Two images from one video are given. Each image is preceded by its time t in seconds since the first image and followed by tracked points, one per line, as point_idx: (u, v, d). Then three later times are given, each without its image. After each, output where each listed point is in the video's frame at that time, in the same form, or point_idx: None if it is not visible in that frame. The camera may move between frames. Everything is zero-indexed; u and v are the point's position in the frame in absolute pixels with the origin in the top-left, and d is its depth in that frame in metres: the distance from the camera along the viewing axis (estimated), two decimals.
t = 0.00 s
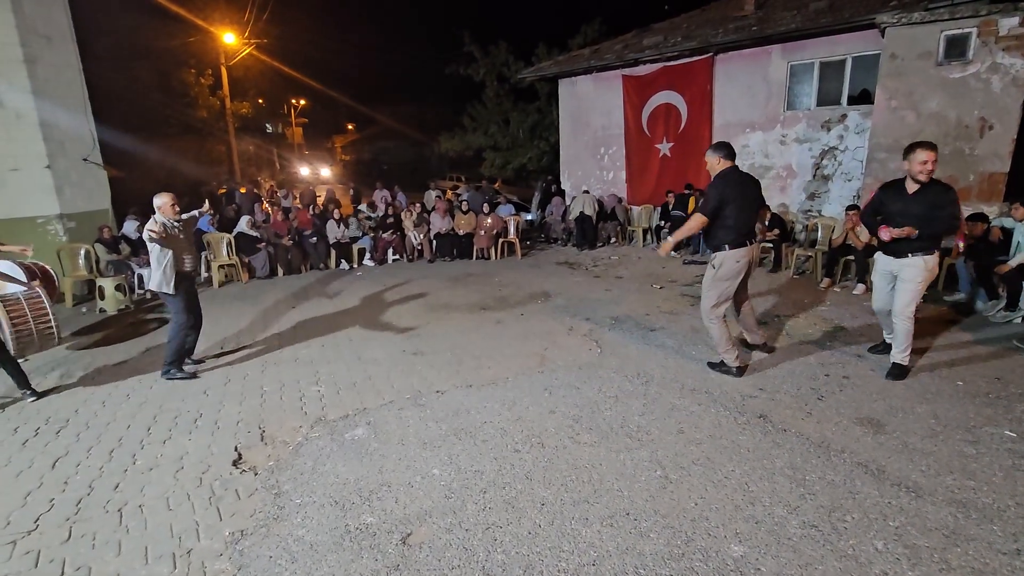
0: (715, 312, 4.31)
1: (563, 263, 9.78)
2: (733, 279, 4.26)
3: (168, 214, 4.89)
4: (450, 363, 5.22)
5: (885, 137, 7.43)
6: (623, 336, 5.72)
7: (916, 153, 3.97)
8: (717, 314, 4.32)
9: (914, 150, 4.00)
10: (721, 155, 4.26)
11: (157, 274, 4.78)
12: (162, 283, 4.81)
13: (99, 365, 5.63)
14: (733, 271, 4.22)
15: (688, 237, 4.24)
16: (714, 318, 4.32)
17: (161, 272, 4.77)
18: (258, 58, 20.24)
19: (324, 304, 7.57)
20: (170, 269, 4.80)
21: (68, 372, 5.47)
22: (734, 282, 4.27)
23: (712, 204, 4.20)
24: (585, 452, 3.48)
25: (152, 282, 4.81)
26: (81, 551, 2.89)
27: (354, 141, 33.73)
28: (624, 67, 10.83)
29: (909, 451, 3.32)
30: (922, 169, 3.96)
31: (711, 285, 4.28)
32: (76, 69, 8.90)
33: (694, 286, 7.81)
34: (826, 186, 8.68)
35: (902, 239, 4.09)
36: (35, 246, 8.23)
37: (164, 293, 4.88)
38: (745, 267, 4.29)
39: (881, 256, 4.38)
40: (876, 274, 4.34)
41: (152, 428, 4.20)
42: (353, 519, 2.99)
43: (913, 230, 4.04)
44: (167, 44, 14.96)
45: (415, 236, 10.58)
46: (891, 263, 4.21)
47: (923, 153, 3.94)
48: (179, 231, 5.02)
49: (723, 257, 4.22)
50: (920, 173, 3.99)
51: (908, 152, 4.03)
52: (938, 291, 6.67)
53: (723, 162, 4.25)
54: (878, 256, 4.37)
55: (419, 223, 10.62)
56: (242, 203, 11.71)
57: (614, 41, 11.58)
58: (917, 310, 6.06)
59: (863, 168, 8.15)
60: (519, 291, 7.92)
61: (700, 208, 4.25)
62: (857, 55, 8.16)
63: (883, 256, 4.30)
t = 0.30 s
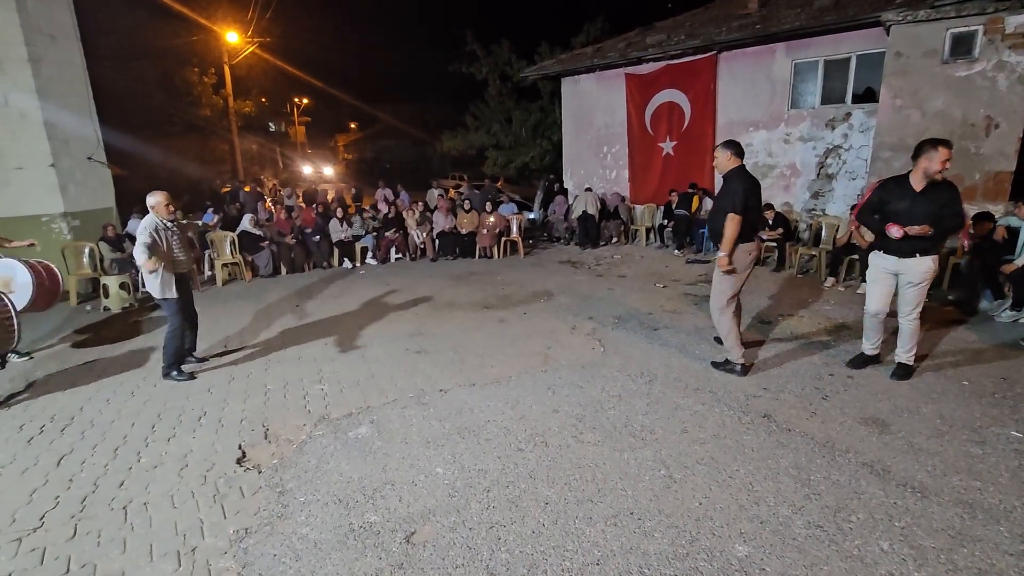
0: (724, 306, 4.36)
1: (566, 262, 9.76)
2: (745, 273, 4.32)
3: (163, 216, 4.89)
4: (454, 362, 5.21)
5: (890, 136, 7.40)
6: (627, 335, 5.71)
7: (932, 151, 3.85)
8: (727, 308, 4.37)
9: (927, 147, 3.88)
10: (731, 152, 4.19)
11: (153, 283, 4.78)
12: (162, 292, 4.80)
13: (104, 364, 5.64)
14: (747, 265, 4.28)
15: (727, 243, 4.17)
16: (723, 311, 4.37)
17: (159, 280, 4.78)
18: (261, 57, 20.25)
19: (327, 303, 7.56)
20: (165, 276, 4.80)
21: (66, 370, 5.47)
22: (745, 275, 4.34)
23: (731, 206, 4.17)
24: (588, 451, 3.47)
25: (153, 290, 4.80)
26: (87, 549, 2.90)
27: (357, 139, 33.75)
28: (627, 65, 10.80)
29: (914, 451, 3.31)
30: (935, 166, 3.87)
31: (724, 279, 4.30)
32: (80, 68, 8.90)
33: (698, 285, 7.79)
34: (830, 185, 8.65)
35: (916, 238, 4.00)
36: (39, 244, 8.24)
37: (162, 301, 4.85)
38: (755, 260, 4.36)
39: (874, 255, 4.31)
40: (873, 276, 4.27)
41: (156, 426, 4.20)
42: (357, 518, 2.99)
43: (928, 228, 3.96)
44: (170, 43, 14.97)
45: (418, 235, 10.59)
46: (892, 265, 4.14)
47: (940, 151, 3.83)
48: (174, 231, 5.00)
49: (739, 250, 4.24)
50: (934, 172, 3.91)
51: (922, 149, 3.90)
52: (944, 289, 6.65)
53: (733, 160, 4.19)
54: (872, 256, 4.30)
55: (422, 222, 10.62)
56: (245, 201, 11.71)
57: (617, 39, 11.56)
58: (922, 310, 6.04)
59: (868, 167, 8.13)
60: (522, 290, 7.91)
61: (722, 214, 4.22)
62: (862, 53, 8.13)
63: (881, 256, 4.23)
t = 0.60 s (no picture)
0: (729, 295, 4.45)
1: (570, 260, 9.73)
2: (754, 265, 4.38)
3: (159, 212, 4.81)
4: (457, 360, 5.21)
5: (896, 134, 7.36)
6: (630, 333, 5.69)
7: (923, 152, 3.74)
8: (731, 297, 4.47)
9: (916, 148, 3.77)
10: (738, 146, 4.31)
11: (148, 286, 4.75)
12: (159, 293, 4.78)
13: (109, 361, 5.64)
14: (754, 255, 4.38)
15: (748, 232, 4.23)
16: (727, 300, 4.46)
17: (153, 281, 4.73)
18: (265, 55, 20.25)
19: (330, 301, 7.56)
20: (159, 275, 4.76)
21: (72, 367, 5.49)
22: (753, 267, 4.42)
23: (745, 195, 4.27)
24: (592, 450, 3.46)
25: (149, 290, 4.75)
26: (92, 545, 2.91)
27: (361, 137, 33.77)
28: (631, 63, 10.76)
29: (920, 451, 3.30)
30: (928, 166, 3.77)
31: (731, 269, 4.36)
32: (85, 65, 8.90)
33: (702, 283, 7.76)
34: (834, 184, 8.61)
35: (921, 239, 3.85)
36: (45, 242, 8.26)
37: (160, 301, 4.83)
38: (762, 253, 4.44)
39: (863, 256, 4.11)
40: (865, 280, 4.06)
41: (161, 423, 4.21)
42: (361, 516, 2.99)
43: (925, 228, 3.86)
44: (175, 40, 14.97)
45: (421, 233, 10.60)
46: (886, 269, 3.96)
47: (932, 152, 3.73)
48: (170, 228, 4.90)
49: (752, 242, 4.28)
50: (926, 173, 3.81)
51: (912, 150, 3.79)
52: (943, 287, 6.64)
53: (741, 155, 4.32)
54: (862, 258, 4.10)
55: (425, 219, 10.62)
56: (249, 199, 11.72)
57: (622, 37, 11.52)
58: (927, 309, 6.01)
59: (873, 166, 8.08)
60: (525, 288, 7.90)
61: (738, 205, 4.30)
62: (868, 50, 8.09)
63: (873, 257, 4.03)
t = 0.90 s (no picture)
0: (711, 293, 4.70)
1: (572, 258, 9.71)
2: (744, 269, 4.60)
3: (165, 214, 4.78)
4: (460, 358, 5.20)
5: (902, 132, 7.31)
6: (633, 332, 5.67)
7: (912, 148, 3.68)
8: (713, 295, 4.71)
9: (905, 144, 3.70)
10: (737, 150, 4.43)
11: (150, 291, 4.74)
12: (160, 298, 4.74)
13: (113, 358, 5.65)
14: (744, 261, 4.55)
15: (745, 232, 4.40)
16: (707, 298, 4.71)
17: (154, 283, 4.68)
18: (269, 53, 20.24)
19: (333, 299, 7.56)
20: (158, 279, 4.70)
21: (76, 364, 5.48)
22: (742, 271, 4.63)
23: (745, 196, 4.43)
24: (595, 449, 3.45)
25: (151, 293, 4.70)
26: (95, 542, 2.91)
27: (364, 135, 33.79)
28: (635, 61, 10.72)
29: (924, 451, 3.28)
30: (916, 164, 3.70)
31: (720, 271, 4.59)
32: (89, 62, 8.90)
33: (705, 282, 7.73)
34: (839, 182, 8.57)
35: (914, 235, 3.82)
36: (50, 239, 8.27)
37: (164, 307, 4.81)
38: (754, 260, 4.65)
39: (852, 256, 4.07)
40: (856, 278, 4.03)
41: (164, 420, 4.22)
42: (363, 514, 2.99)
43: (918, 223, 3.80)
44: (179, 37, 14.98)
45: (424, 230, 10.59)
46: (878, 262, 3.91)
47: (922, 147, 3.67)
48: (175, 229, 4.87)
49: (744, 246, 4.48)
50: (917, 168, 3.73)
51: (901, 146, 3.72)
52: (945, 286, 6.65)
53: (740, 158, 4.45)
54: (851, 258, 4.05)
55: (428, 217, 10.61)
56: (253, 197, 11.73)
57: (625, 34, 11.47)
58: (933, 309, 5.97)
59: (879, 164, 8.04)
60: (528, 286, 7.89)
61: (737, 206, 4.47)
62: (874, 48, 8.04)
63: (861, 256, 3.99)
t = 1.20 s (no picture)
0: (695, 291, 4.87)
1: (576, 256, 9.69)
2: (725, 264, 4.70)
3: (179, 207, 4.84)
4: (463, 355, 5.19)
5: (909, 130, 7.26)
6: (635, 330, 5.65)
7: (904, 148, 3.62)
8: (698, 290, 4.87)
9: (898, 144, 3.64)
10: (720, 148, 4.54)
11: (172, 280, 4.72)
12: (183, 287, 4.74)
13: (117, 354, 5.66)
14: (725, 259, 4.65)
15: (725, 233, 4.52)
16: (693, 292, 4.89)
17: (177, 276, 4.71)
18: (273, 50, 20.24)
19: (336, 296, 7.56)
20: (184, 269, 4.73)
21: (80, 360, 5.49)
22: (727, 267, 4.72)
23: (723, 196, 4.53)
24: (597, 447, 3.44)
25: (172, 287, 4.74)
26: (97, 537, 2.91)
27: (368, 132, 33.79)
28: (639, 57, 10.68)
29: (930, 452, 3.25)
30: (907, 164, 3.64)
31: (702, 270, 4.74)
32: (94, 59, 8.91)
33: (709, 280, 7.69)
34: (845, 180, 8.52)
35: (905, 238, 3.71)
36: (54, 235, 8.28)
37: (180, 295, 4.78)
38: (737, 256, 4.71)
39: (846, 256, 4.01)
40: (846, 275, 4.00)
41: (167, 416, 4.22)
42: (365, 511, 2.98)
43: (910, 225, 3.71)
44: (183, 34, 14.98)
45: (428, 228, 10.57)
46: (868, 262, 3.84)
47: (915, 148, 3.60)
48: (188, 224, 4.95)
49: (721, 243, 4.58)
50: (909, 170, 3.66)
51: (893, 146, 3.67)
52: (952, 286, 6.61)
53: (722, 157, 4.54)
54: (843, 258, 3.99)
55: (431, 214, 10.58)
56: (256, 193, 11.74)
57: (630, 31, 11.42)
58: (938, 309, 5.92)
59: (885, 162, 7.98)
60: (531, 284, 7.87)
61: (715, 205, 4.57)
62: (880, 45, 7.99)
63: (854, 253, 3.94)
